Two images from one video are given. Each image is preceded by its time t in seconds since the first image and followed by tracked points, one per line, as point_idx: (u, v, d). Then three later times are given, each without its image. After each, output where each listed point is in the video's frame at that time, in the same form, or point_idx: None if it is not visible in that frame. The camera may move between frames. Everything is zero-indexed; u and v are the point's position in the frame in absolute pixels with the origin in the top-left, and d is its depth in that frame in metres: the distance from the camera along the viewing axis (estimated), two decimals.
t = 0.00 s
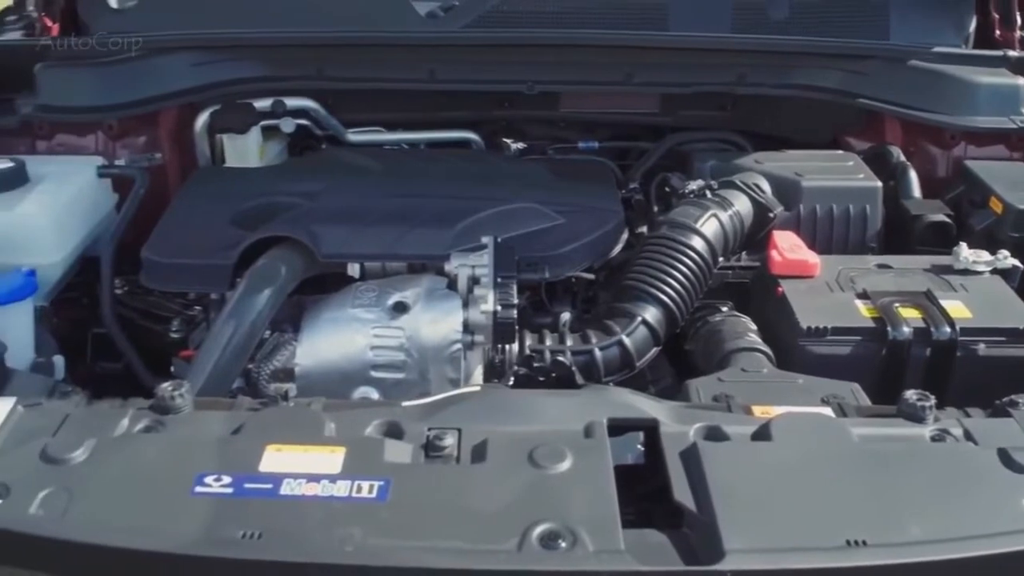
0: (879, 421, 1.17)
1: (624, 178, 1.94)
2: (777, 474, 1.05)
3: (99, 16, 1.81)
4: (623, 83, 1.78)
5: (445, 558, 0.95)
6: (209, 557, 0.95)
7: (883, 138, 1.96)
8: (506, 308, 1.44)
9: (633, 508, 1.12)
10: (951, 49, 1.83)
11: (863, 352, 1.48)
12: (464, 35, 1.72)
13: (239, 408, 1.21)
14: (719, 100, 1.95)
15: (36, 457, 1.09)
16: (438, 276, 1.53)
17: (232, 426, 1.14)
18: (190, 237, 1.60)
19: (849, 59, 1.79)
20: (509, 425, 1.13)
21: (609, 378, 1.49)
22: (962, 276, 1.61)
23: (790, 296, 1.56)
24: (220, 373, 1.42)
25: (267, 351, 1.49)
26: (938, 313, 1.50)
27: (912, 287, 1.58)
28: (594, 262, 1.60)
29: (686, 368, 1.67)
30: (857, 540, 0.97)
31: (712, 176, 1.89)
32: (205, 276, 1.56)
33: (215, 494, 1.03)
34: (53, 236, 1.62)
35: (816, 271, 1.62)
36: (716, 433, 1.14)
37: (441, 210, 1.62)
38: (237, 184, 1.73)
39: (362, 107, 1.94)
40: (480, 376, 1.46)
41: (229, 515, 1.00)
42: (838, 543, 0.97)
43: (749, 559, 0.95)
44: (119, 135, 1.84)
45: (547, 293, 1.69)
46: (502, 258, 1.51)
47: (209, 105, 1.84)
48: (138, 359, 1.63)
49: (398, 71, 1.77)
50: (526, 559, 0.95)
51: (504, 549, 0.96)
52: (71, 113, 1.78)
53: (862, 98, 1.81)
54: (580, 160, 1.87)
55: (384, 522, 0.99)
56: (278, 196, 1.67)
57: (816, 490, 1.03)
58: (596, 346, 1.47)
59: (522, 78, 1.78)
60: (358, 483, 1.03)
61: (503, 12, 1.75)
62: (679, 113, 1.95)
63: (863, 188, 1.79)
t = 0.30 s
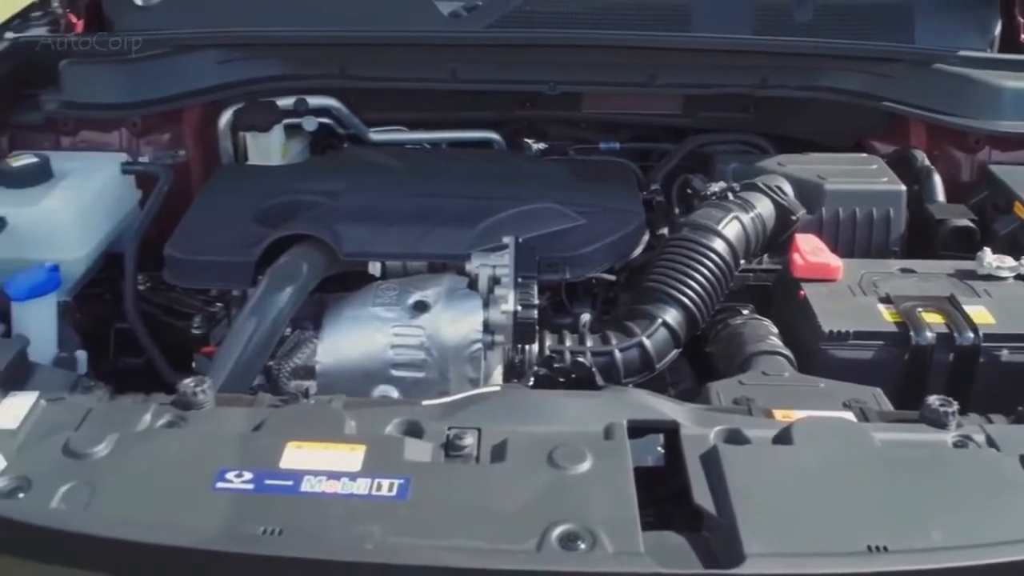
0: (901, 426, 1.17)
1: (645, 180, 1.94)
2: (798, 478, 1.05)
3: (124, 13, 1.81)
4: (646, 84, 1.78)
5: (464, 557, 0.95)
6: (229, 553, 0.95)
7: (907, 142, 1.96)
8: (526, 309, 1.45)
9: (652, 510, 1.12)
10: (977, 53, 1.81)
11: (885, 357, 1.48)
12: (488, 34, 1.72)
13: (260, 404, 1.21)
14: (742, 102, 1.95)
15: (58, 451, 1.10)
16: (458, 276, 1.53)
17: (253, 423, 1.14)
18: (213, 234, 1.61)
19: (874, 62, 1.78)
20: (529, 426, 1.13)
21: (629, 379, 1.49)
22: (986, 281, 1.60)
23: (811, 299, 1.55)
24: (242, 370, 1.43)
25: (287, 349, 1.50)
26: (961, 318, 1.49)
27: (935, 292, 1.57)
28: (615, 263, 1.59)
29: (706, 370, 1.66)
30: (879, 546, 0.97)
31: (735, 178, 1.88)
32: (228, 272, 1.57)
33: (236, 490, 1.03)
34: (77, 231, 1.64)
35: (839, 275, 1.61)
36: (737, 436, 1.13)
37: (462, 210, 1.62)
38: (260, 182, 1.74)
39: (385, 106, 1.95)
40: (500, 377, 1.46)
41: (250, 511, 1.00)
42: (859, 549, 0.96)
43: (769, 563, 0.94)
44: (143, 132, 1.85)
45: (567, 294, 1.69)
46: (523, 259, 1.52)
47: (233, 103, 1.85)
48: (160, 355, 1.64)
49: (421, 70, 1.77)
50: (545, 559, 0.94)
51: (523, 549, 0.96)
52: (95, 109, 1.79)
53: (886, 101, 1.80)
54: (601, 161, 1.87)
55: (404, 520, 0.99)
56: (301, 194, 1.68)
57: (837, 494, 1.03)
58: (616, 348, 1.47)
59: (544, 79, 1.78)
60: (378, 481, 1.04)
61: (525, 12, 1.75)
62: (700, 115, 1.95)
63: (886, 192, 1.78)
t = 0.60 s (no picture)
0: (920, 431, 1.16)
1: (664, 181, 1.93)
2: (816, 482, 1.04)
3: (147, 10, 1.82)
4: (666, 86, 1.77)
5: (481, 556, 0.95)
6: (248, 549, 0.96)
7: (929, 145, 1.94)
8: (544, 309, 1.44)
9: (669, 512, 1.11)
10: (999, 57, 1.78)
11: (904, 361, 1.47)
12: (508, 34, 1.72)
13: (278, 402, 1.22)
14: (763, 104, 1.95)
15: (78, 446, 1.11)
16: (476, 276, 1.53)
17: (271, 420, 1.15)
18: (233, 231, 1.62)
19: (896, 64, 1.77)
20: (546, 426, 1.13)
21: (646, 381, 1.49)
22: (1007, 285, 1.59)
23: (831, 302, 1.55)
24: (260, 367, 1.43)
25: (306, 347, 1.50)
26: (981, 323, 1.48)
27: (955, 296, 1.56)
28: (633, 264, 1.59)
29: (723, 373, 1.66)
30: (898, 551, 0.96)
31: (754, 180, 1.88)
32: (247, 270, 1.58)
33: (254, 486, 1.04)
34: (99, 228, 1.65)
35: (859, 278, 1.60)
36: (755, 439, 1.13)
37: (481, 209, 1.62)
38: (279, 180, 1.74)
39: (404, 105, 1.95)
40: (517, 377, 1.45)
41: (268, 508, 1.01)
42: (878, 553, 0.96)
43: (787, 567, 0.94)
44: (165, 129, 1.86)
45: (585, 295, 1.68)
46: (541, 259, 1.51)
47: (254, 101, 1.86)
48: (179, 351, 1.65)
49: (440, 70, 1.77)
50: (562, 560, 0.94)
51: (541, 549, 0.96)
52: (117, 107, 1.80)
53: (907, 103, 1.78)
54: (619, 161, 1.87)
55: (421, 519, 0.99)
56: (320, 192, 1.69)
57: (856, 498, 1.02)
58: (634, 349, 1.47)
59: (563, 79, 1.77)
60: (396, 479, 1.04)
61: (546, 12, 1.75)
62: (719, 116, 1.94)
63: (907, 195, 1.77)
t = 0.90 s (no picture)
0: (942, 436, 1.15)
1: (685, 182, 1.93)
2: (837, 486, 1.04)
3: (170, 8, 1.82)
4: (688, 87, 1.77)
5: (500, 556, 0.95)
6: (267, 545, 0.96)
7: (953, 149, 1.93)
8: (564, 309, 1.45)
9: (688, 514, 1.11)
10: None
11: (927, 366, 1.46)
12: (530, 34, 1.72)
13: (298, 399, 1.22)
14: (784, 106, 1.93)
15: (100, 441, 1.11)
16: (497, 276, 1.53)
17: (291, 418, 1.15)
18: (255, 229, 1.63)
19: (920, 67, 1.76)
20: (566, 426, 1.13)
21: (665, 382, 1.48)
22: None
23: (853, 305, 1.54)
24: (280, 364, 1.44)
25: (325, 345, 1.51)
26: (1004, 328, 1.46)
27: (978, 301, 1.55)
28: (654, 265, 1.59)
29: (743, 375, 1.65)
30: (919, 556, 0.96)
31: (776, 183, 1.87)
32: (268, 267, 1.58)
33: (275, 483, 1.04)
34: (121, 224, 1.66)
35: (881, 282, 1.59)
36: (775, 442, 1.13)
37: (502, 209, 1.62)
38: (301, 178, 1.75)
39: (426, 105, 1.96)
40: (536, 377, 1.47)
41: (288, 504, 1.01)
42: (899, 559, 0.95)
43: (807, 571, 0.93)
44: (188, 127, 1.87)
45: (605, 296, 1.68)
46: (562, 260, 1.51)
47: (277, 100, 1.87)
48: (200, 348, 1.66)
49: (462, 70, 1.78)
50: (582, 561, 0.94)
51: (560, 550, 0.96)
52: (141, 103, 1.81)
53: (931, 107, 1.77)
54: (640, 162, 1.86)
55: (441, 518, 1.00)
56: (341, 190, 1.69)
57: (877, 503, 1.01)
58: (654, 351, 1.46)
59: (585, 79, 1.77)
60: (415, 478, 1.04)
61: (568, 13, 1.74)
62: (741, 117, 1.93)
63: (930, 199, 1.75)
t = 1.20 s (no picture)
0: (961, 441, 1.14)
1: (704, 183, 1.92)
2: (855, 490, 1.03)
3: (190, 7, 1.83)
4: (707, 88, 1.76)
5: (516, 556, 0.95)
6: (284, 543, 0.97)
7: (974, 153, 1.92)
8: (582, 309, 1.45)
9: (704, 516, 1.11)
10: None
11: (945, 370, 1.45)
12: (549, 34, 1.72)
13: (316, 397, 1.23)
14: (804, 107, 1.93)
15: (119, 436, 1.12)
16: (514, 275, 1.53)
17: (309, 415, 1.16)
18: (274, 227, 1.63)
19: (941, 70, 1.75)
20: (583, 427, 1.13)
21: (682, 384, 1.48)
22: None
23: (872, 309, 1.53)
24: (298, 362, 1.44)
25: (343, 343, 1.51)
26: None
27: (998, 305, 1.53)
28: (672, 267, 1.58)
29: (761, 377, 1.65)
30: (936, 561, 0.95)
31: (795, 185, 1.86)
32: (287, 265, 1.59)
33: (292, 480, 1.04)
34: (141, 221, 1.67)
35: (901, 286, 1.58)
36: (793, 446, 1.12)
37: (520, 209, 1.62)
38: (320, 177, 1.75)
39: (444, 104, 1.96)
40: (553, 377, 1.45)
41: (305, 501, 1.02)
42: (916, 564, 0.95)
43: None
44: (208, 125, 1.88)
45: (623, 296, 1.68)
46: (580, 261, 1.52)
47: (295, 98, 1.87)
48: (218, 345, 1.66)
49: (481, 70, 1.78)
50: (598, 562, 0.94)
51: (576, 551, 0.96)
52: (161, 101, 1.82)
53: (952, 110, 1.76)
54: (658, 163, 1.86)
55: (457, 517, 1.00)
56: (360, 189, 1.70)
57: (895, 507, 1.01)
58: (670, 353, 1.46)
59: (603, 80, 1.77)
60: (432, 477, 1.04)
61: (588, 13, 1.74)
62: (761, 119, 1.93)
63: (951, 203, 1.74)
